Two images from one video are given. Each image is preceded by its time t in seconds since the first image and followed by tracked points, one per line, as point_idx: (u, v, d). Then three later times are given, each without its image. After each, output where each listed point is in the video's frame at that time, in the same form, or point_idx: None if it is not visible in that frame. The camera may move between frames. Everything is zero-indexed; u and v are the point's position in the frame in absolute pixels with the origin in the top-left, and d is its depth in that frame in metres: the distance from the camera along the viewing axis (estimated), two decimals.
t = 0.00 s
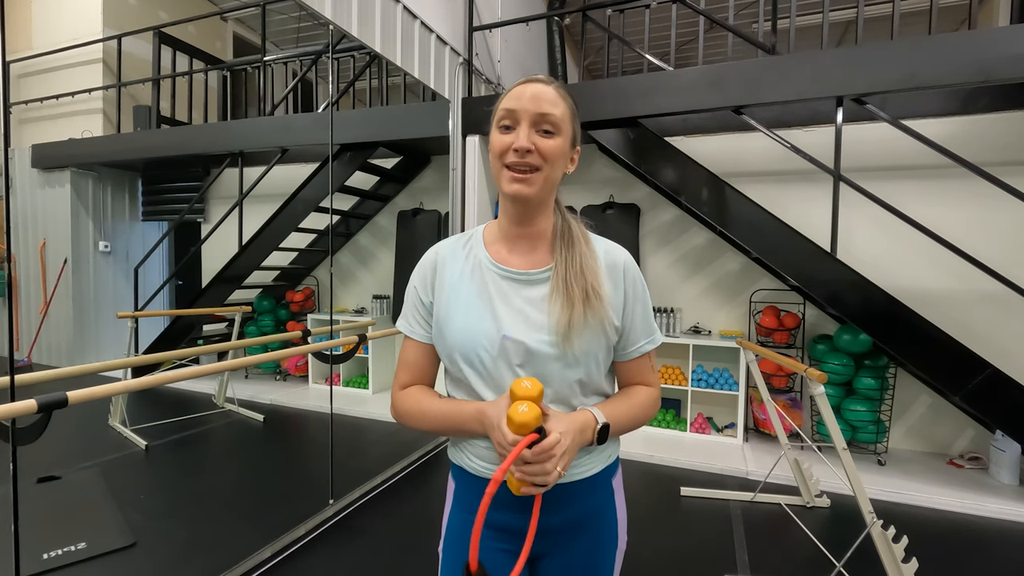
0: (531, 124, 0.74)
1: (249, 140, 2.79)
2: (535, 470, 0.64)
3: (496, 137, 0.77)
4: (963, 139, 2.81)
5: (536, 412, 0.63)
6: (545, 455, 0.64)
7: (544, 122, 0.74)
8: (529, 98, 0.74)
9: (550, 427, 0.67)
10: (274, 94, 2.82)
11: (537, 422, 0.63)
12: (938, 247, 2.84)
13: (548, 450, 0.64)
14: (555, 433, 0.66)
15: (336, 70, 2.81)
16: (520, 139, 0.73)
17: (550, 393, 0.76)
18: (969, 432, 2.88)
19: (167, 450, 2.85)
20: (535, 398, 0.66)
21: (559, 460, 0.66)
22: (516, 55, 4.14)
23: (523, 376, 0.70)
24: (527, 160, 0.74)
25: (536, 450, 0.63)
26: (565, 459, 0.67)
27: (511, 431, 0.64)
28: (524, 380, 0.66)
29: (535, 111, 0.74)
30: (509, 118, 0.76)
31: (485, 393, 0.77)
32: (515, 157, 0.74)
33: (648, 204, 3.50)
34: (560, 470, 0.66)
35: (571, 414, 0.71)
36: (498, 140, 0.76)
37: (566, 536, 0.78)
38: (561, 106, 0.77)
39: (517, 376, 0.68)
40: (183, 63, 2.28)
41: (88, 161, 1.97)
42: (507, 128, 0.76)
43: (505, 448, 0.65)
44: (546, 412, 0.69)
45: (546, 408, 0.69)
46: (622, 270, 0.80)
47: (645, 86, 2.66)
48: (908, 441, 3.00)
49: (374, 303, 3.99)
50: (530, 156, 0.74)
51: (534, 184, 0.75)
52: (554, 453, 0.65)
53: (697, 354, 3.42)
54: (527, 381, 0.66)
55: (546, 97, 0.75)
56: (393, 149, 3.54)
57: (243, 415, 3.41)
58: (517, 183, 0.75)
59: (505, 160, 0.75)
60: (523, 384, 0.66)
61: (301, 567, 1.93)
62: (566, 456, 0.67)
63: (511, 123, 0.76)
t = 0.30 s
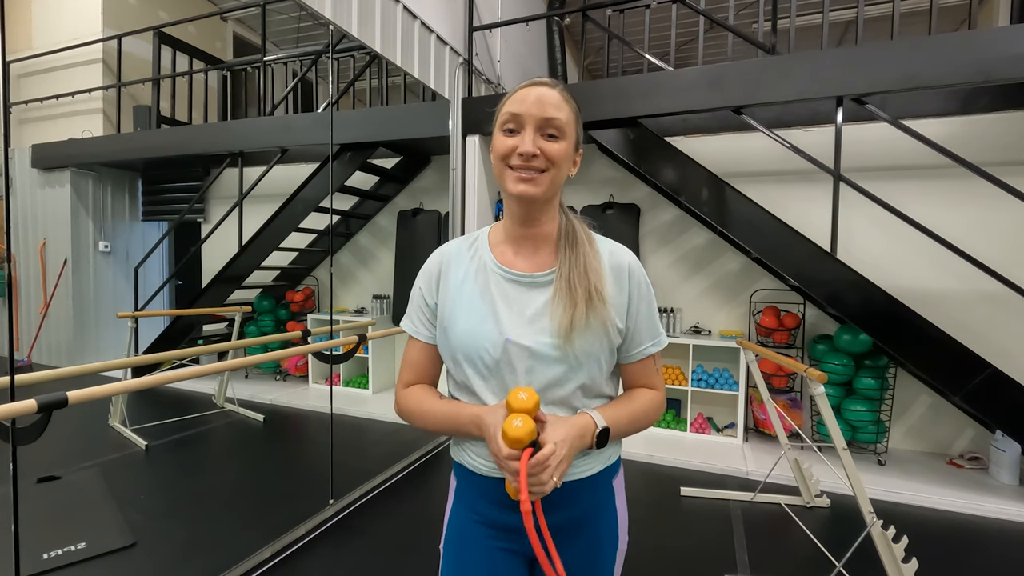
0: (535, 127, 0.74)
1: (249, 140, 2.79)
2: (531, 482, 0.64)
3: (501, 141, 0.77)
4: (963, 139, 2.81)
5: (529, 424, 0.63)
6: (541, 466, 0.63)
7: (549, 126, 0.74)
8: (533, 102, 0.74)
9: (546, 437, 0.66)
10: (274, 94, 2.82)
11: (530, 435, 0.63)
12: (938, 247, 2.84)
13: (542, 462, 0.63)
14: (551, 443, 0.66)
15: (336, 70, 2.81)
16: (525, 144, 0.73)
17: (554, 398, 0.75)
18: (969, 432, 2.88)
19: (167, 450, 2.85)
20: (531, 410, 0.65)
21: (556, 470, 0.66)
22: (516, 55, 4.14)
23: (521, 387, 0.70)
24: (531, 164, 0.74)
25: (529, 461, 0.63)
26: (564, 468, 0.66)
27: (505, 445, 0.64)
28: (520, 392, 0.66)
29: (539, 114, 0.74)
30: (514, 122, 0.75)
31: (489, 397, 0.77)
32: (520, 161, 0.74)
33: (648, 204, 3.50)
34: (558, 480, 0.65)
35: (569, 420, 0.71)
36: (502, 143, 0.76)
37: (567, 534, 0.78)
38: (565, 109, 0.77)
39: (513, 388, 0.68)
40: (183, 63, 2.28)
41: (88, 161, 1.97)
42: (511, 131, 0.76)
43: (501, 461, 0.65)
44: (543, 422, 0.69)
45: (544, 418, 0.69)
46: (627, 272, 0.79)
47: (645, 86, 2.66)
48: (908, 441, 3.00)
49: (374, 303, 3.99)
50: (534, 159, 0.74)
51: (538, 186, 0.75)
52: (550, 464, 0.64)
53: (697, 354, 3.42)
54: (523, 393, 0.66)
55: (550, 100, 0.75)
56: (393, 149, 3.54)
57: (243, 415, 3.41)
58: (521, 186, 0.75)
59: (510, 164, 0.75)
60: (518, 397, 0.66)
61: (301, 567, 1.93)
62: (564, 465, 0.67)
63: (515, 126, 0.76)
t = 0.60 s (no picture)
0: (541, 131, 0.74)
1: (249, 140, 2.79)
2: (526, 473, 0.64)
3: (506, 146, 0.76)
4: (963, 139, 2.81)
5: (518, 418, 0.63)
6: (535, 459, 0.63)
7: (554, 130, 0.74)
8: (538, 106, 0.74)
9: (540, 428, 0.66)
10: (274, 94, 2.82)
11: (520, 429, 0.63)
12: (938, 247, 2.84)
13: (535, 455, 0.63)
14: (544, 434, 0.66)
15: (336, 70, 2.81)
16: (531, 148, 0.73)
17: (560, 396, 0.75)
18: (969, 432, 2.88)
19: (167, 450, 2.85)
20: (521, 404, 0.65)
21: (552, 461, 0.65)
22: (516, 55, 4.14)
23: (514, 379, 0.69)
24: (537, 168, 0.74)
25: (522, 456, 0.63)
26: (560, 459, 0.66)
27: (496, 439, 0.64)
28: (511, 386, 0.66)
29: (544, 119, 0.74)
30: (519, 126, 0.75)
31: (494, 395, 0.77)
32: (527, 165, 0.74)
33: (648, 204, 3.50)
34: (555, 470, 0.66)
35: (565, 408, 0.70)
36: (509, 148, 0.76)
37: (571, 535, 0.78)
38: (570, 114, 0.77)
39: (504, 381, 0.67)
40: (183, 63, 2.28)
41: (88, 161, 1.97)
42: (517, 136, 0.76)
43: (495, 455, 0.65)
44: (538, 413, 0.68)
45: (540, 408, 0.69)
46: (628, 270, 0.80)
47: (645, 86, 2.66)
48: (908, 441, 3.00)
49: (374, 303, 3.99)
50: (540, 163, 0.73)
51: (545, 188, 0.75)
52: (544, 455, 0.64)
53: (697, 354, 3.42)
54: (513, 387, 0.66)
55: (555, 105, 0.75)
56: (393, 149, 3.54)
57: (243, 415, 3.41)
58: (527, 190, 0.75)
59: (516, 168, 0.75)
60: (508, 391, 0.66)
61: (301, 567, 1.93)
62: (561, 455, 0.66)
63: (521, 131, 0.76)
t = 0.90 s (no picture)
0: (538, 132, 0.74)
1: (249, 140, 2.79)
2: (536, 471, 0.64)
3: (504, 147, 0.76)
4: (963, 139, 2.81)
5: (527, 417, 0.63)
6: (545, 458, 0.63)
7: (551, 130, 0.74)
8: (535, 107, 0.74)
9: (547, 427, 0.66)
10: (274, 94, 2.82)
11: (529, 425, 0.63)
12: (938, 247, 2.84)
13: (544, 452, 0.63)
14: (552, 432, 0.66)
15: (336, 70, 2.81)
16: (529, 149, 0.73)
17: (559, 397, 0.75)
18: (969, 432, 2.88)
19: (167, 450, 2.84)
20: (527, 402, 0.65)
21: (561, 459, 0.65)
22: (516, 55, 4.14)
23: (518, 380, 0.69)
24: (535, 169, 0.74)
25: (530, 455, 0.63)
26: (569, 457, 0.66)
27: (505, 439, 0.64)
28: (515, 385, 0.66)
29: (542, 120, 0.74)
30: (515, 128, 0.75)
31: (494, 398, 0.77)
32: (525, 167, 0.74)
33: (648, 204, 3.50)
34: (565, 469, 0.65)
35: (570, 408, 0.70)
36: (506, 150, 0.76)
37: (575, 537, 0.78)
38: (567, 113, 0.77)
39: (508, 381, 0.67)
40: (183, 63, 2.28)
41: (88, 161, 1.97)
42: (514, 137, 0.76)
43: (503, 456, 0.65)
44: (544, 412, 0.68)
45: (545, 407, 0.69)
46: (625, 269, 0.81)
47: (645, 85, 2.66)
48: (908, 441, 3.00)
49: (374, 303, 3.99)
50: (538, 164, 0.73)
51: (543, 190, 0.75)
52: (552, 453, 0.64)
53: (697, 354, 3.42)
54: (518, 385, 0.66)
55: (551, 106, 0.75)
56: (393, 149, 3.54)
57: (243, 415, 3.41)
58: (525, 192, 0.75)
59: (514, 170, 0.75)
60: (513, 390, 0.66)
61: (301, 567, 1.93)
62: (569, 453, 0.66)
63: (518, 132, 0.75)
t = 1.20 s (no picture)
0: (538, 137, 0.73)
1: (249, 140, 2.79)
2: (537, 475, 0.64)
3: (503, 153, 0.75)
4: (963, 139, 2.81)
5: (526, 420, 0.62)
6: (546, 460, 0.63)
7: (551, 135, 0.73)
8: (535, 112, 0.72)
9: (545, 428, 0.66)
10: (274, 94, 2.83)
11: (528, 430, 0.62)
12: (938, 247, 2.84)
13: (543, 455, 0.63)
14: (551, 435, 0.65)
15: (336, 70, 2.81)
16: (531, 158, 0.72)
17: (559, 396, 0.75)
18: (969, 432, 2.88)
19: (167, 450, 2.85)
20: (525, 404, 0.65)
21: (562, 460, 0.65)
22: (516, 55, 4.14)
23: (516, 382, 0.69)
24: (538, 177, 0.73)
25: (531, 460, 0.62)
26: (569, 456, 0.66)
27: (505, 444, 0.63)
28: (512, 389, 0.65)
29: (542, 125, 0.72)
30: (515, 133, 0.73)
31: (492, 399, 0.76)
32: (527, 175, 0.73)
33: (648, 204, 3.50)
34: (566, 469, 0.65)
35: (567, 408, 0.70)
36: (507, 157, 0.74)
37: (573, 538, 0.78)
38: (565, 115, 0.75)
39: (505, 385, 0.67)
40: (183, 63, 2.28)
41: (88, 161, 1.98)
42: (513, 143, 0.74)
43: (504, 460, 0.65)
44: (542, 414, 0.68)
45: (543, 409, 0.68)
46: (624, 268, 0.80)
47: (645, 85, 2.66)
48: (909, 441, 3.00)
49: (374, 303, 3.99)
50: (541, 172, 0.72)
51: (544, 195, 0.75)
52: (552, 455, 0.64)
53: (697, 354, 3.42)
54: (514, 389, 0.65)
55: (551, 109, 0.73)
56: (393, 149, 3.54)
57: (243, 415, 3.41)
58: (527, 199, 0.75)
59: (517, 179, 0.74)
60: (510, 393, 0.65)
61: (301, 567, 1.93)
62: (568, 452, 0.66)
63: (518, 138, 0.74)
